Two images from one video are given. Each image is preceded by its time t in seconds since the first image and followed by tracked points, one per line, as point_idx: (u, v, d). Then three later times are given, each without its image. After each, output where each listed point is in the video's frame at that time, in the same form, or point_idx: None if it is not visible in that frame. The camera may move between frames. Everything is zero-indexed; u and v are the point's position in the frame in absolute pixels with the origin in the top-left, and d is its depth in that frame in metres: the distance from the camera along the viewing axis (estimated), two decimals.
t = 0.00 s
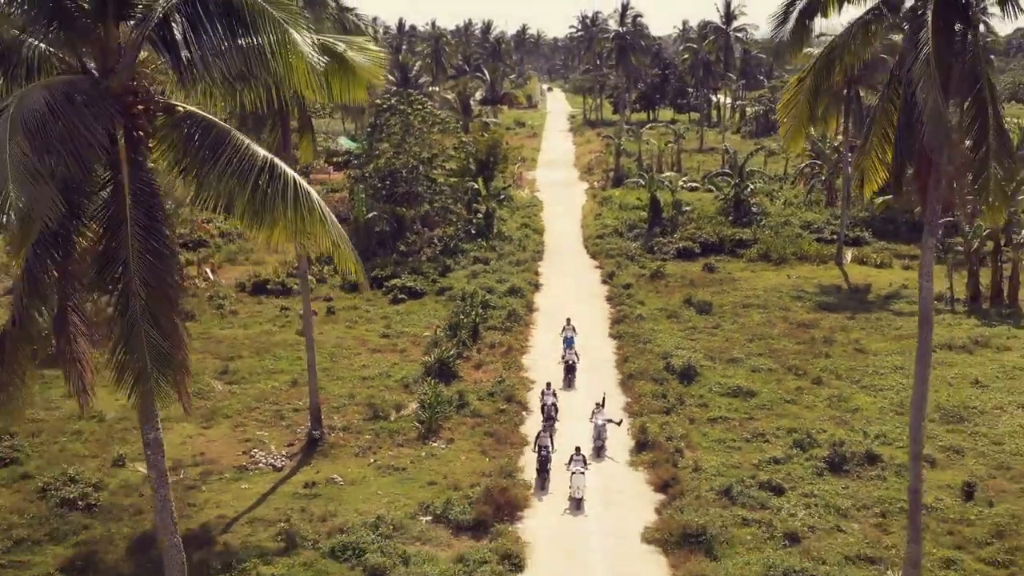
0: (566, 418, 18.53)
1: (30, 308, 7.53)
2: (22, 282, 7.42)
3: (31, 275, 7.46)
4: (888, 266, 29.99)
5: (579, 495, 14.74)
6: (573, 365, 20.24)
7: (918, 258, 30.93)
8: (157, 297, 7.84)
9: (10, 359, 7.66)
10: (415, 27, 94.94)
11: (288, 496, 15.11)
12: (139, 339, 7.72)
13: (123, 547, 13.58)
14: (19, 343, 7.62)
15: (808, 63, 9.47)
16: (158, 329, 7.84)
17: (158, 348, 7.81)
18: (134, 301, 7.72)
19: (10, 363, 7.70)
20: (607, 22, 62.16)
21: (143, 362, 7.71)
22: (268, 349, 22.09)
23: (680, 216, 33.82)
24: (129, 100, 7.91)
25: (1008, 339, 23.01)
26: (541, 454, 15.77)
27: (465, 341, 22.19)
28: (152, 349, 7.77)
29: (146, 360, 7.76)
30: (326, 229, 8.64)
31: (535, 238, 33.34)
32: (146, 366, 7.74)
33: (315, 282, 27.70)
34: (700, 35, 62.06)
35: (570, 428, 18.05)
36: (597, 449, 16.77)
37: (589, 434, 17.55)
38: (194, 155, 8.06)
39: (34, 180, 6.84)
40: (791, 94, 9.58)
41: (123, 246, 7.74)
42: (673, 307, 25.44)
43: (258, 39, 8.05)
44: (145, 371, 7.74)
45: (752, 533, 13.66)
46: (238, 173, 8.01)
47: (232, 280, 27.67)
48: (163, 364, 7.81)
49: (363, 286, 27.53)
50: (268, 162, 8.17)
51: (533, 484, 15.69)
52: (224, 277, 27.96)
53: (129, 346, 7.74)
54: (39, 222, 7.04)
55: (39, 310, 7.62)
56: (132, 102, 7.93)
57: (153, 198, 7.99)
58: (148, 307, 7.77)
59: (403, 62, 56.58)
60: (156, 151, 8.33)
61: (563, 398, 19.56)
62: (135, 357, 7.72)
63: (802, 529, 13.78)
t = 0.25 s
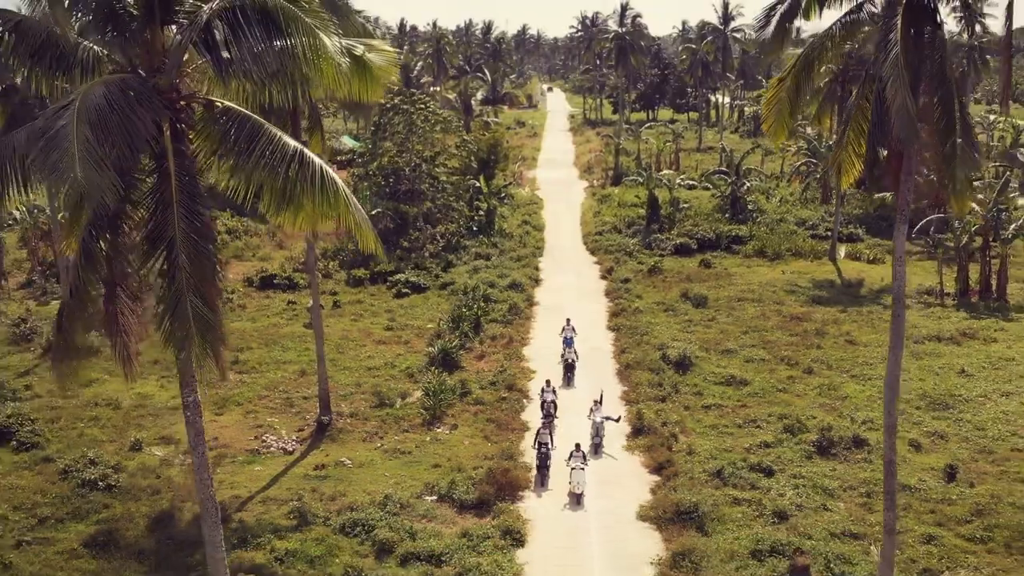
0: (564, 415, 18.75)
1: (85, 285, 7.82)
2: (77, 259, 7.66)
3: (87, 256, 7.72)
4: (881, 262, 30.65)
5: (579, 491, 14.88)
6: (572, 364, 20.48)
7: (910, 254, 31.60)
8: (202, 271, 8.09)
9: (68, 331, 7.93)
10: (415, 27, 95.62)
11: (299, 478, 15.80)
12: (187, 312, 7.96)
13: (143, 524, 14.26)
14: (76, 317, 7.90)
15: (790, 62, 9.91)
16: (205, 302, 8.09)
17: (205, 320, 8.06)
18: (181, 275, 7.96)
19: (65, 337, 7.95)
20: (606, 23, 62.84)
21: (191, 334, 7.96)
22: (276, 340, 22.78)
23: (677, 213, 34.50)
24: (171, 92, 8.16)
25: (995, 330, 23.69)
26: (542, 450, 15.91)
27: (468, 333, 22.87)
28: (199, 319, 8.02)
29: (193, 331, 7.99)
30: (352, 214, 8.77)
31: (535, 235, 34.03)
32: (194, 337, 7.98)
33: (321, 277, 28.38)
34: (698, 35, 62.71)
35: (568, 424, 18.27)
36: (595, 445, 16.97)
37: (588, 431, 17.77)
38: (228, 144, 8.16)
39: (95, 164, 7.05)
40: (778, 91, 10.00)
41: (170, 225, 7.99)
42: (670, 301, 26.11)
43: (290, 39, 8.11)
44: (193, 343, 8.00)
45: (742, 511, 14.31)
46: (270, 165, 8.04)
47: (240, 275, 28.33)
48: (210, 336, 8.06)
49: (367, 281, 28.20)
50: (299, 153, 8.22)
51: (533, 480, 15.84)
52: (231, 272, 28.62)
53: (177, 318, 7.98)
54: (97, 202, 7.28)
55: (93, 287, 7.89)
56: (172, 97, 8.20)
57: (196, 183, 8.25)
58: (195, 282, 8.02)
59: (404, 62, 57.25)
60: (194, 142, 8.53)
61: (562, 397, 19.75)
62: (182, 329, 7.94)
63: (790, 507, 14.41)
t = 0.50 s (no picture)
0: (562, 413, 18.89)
1: (129, 260, 8.40)
2: (122, 238, 8.17)
3: (130, 235, 8.25)
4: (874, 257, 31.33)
5: (578, 485, 15.09)
6: (570, 362, 20.68)
7: (902, 249, 32.30)
8: (233, 249, 8.44)
9: (112, 302, 8.48)
10: (417, 27, 96.27)
11: (310, 459, 16.54)
12: (218, 288, 8.35)
13: (161, 502, 14.94)
14: (119, 288, 8.47)
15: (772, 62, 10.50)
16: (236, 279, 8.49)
17: (236, 296, 8.45)
18: (215, 252, 8.37)
19: (110, 307, 8.54)
20: (605, 23, 63.52)
21: (222, 310, 8.31)
22: (284, 332, 23.49)
23: (674, 210, 35.21)
24: (205, 85, 8.57)
25: (981, 323, 24.38)
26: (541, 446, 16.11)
27: (470, 325, 23.60)
28: (230, 294, 8.41)
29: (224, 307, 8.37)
30: (369, 201, 9.17)
31: (535, 232, 34.72)
32: (225, 312, 8.38)
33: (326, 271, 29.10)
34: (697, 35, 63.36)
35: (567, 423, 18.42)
36: (593, 442, 17.15)
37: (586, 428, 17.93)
38: (257, 136, 8.62)
39: (144, 153, 7.51)
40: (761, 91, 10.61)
41: (205, 209, 8.38)
42: (666, 294, 26.81)
43: (314, 40, 8.57)
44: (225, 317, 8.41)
45: (732, 490, 14.96)
46: (295, 157, 8.54)
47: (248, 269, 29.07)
48: (240, 310, 8.44)
49: (371, 276, 28.94)
50: (322, 144, 8.67)
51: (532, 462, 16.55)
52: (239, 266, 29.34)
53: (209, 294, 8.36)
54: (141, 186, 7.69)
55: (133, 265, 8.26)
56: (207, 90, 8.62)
57: (229, 168, 8.72)
58: (227, 260, 8.39)
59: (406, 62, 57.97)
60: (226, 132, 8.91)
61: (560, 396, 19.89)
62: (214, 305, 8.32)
63: (778, 486, 15.04)
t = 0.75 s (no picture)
0: (561, 412, 18.92)
1: (161, 247, 8.47)
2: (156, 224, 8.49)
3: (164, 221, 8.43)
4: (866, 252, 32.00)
5: (575, 481, 15.23)
6: (569, 360, 20.78)
7: (894, 245, 32.98)
8: (260, 235, 8.62)
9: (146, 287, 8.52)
10: (418, 27, 96.98)
11: (318, 443, 17.24)
12: (245, 272, 8.55)
13: (176, 483, 15.63)
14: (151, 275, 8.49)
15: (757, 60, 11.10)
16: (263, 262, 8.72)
17: (261, 279, 8.66)
18: (241, 238, 8.54)
19: (144, 292, 8.59)
20: (604, 23, 64.16)
21: (248, 291, 8.60)
22: (290, 324, 24.18)
23: (671, 208, 35.91)
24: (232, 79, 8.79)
25: (968, 316, 25.07)
26: (541, 442, 16.23)
27: (471, 317, 24.30)
28: (256, 278, 8.61)
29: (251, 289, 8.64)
30: (386, 192, 9.24)
31: (535, 229, 35.40)
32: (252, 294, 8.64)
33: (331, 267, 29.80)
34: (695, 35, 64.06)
35: (565, 422, 18.46)
36: (592, 440, 17.22)
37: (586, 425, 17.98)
38: (279, 129, 8.82)
39: (182, 143, 7.87)
40: (745, 88, 11.22)
41: (233, 197, 8.60)
42: (662, 289, 27.50)
43: (335, 43, 8.66)
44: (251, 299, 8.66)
45: (723, 472, 15.62)
46: (314, 148, 8.69)
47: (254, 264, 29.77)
48: (266, 293, 8.66)
49: (374, 271, 29.65)
50: (339, 137, 8.79)
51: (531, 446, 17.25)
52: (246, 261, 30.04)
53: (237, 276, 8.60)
54: (176, 173, 8.13)
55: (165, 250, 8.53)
56: (234, 84, 8.84)
57: (254, 159, 8.94)
58: (254, 245, 8.59)
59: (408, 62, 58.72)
60: (249, 125, 9.04)
61: (558, 395, 19.91)
62: (241, 287, 8.58)
63: (766, 468, 15.69)
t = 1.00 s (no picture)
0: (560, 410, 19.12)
1: (189, 232, 8.60)
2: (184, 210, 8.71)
3: (192, 208, 8.58)
4: (859, 248, 32.68)
5: (574, 476, 15.45)
6: (569, 359, 21.08)
7: (886, 241, 33.65)
8: (280, 221, 8.81)
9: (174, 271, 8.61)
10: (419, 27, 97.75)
11: (325, 429, 17.94)
12: (265, 256, 8.78)
13: (190, 465, 16.32)
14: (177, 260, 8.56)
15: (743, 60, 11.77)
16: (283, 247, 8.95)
17: (282, 264, 8.86)
18: (263, 225, 8.76)
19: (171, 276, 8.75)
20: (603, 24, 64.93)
21: (270, 275, 8.82)
22: (296, 316, 24.87)
23: (668, 205, 36.61)
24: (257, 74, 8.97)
25: (956, 309, 25.77)
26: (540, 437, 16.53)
27: (472, 310, 25.00)
28: (278, 262, 8.82)
29: (271, 273, 8.86)
30: (398, 183, 9.43)
31: (535, 225, 36.08)
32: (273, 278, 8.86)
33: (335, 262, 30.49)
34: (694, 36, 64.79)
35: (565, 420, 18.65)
36: (592, 437, 17.35)
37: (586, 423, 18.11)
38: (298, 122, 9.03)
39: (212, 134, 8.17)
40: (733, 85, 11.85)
41: (255, 184, 8.77)
42: (659, 283, 28.18)
43: (351, 44, 8.80)
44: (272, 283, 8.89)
45: (713, 455, 16.30)
46: (330, 141, 8.92)
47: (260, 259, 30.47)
48: (287, 277, 8.87)
49: (377, 266, 30.32)
50: (354, 131, 9.00)
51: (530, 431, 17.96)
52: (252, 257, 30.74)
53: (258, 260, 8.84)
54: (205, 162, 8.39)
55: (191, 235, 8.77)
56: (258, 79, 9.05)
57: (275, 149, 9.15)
58: (276, 230, 8.78)
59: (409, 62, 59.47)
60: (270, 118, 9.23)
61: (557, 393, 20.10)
62: (262, 270, 8.81)
63: (755, 451, 16.36)
